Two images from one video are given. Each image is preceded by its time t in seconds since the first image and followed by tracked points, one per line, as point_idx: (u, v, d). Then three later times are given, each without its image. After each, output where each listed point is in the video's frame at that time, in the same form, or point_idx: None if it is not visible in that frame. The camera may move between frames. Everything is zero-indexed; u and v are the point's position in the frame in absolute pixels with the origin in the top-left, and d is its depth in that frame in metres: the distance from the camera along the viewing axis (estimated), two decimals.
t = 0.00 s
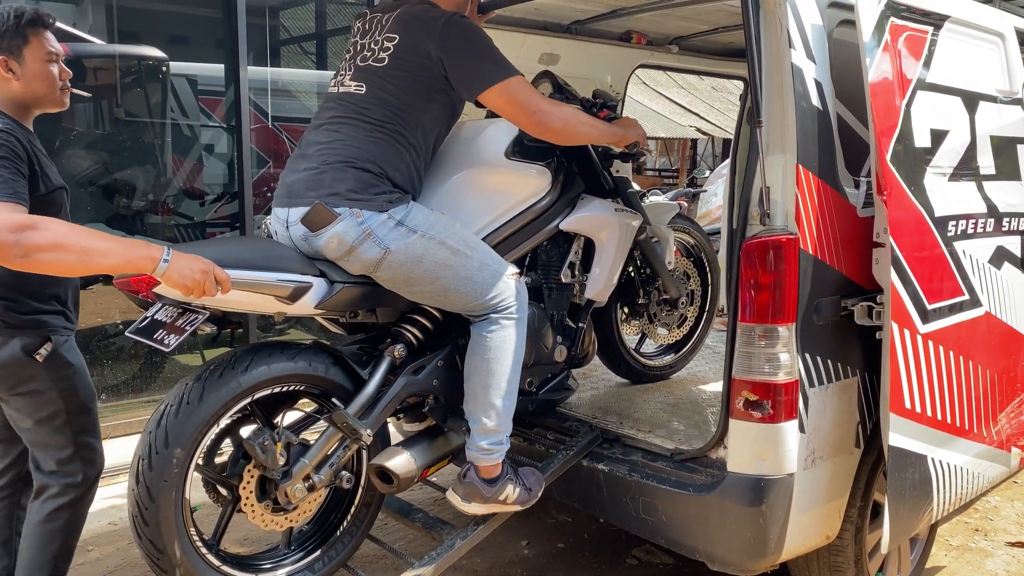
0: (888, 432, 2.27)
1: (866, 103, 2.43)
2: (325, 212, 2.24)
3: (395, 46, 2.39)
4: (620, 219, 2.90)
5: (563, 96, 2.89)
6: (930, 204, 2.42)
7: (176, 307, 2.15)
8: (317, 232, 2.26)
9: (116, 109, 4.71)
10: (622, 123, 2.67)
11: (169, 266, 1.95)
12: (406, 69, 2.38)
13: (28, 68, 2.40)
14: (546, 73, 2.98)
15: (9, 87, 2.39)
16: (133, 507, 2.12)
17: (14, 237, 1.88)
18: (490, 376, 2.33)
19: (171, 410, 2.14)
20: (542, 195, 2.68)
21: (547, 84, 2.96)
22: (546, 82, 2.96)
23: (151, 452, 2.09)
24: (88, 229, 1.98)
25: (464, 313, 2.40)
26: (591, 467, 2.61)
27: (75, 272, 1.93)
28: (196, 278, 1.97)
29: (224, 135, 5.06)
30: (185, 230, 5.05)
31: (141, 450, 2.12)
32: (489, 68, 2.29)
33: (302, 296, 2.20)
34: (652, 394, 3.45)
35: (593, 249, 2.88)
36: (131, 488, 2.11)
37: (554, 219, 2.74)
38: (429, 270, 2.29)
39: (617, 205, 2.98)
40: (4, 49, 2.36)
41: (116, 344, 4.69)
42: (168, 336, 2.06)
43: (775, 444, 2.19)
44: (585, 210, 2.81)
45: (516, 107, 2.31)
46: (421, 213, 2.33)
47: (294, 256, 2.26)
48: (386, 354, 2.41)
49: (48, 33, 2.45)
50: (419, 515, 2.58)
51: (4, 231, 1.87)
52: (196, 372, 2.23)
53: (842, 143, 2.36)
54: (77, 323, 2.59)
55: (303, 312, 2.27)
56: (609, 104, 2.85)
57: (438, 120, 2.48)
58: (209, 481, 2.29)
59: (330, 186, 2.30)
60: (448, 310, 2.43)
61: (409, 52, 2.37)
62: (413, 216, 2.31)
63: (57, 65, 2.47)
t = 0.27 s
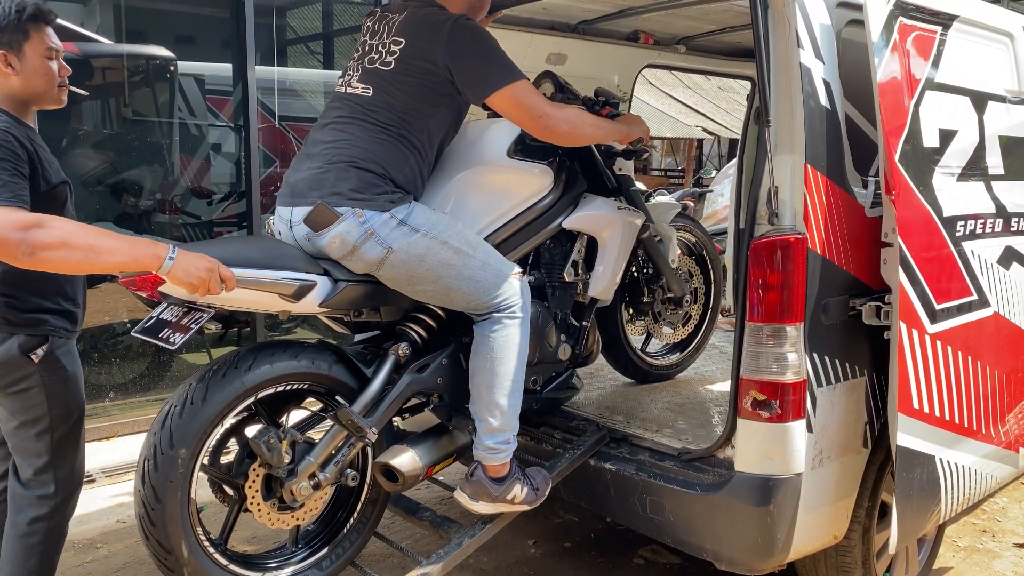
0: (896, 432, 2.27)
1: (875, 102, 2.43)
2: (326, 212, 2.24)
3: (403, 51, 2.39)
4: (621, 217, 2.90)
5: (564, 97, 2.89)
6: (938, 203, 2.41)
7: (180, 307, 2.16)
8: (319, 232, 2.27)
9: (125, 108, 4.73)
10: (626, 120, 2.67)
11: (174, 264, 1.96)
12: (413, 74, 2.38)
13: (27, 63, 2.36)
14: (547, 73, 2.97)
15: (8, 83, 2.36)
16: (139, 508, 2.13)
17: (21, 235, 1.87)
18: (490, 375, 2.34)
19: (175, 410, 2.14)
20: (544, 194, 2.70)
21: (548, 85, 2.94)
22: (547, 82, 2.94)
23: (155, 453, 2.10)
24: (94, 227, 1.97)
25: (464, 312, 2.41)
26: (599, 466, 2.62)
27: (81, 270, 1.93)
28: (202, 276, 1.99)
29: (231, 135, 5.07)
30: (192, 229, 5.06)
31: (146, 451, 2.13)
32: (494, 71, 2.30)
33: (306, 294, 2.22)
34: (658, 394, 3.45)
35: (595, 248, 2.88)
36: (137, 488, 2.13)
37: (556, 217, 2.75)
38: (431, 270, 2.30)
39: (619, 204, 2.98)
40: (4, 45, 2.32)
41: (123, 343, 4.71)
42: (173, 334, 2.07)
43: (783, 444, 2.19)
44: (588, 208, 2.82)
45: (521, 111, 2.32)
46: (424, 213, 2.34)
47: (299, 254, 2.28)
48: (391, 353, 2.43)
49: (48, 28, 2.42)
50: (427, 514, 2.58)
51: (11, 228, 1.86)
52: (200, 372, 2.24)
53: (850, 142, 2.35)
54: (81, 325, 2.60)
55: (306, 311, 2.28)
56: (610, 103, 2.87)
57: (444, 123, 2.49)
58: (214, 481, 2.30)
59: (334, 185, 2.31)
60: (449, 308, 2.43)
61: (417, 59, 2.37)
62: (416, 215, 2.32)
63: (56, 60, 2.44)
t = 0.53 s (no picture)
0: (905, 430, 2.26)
1: (886, 99, 2.42)
2: (324, 212, 2.25)
3: (403, 45, 2.41)
4: (620, 217, 2.89)
5: (563, 95, 2.88)
6: (948, 202, 2.40)
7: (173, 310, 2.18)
8: (315, 231, 2.27)
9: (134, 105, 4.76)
10: (626, 116, 2.66)
11: (164, 270, 1.99)
12: (413, 68, 2.39)
13: (34, 62, 2.37)
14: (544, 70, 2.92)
15: (13, 80, 2.38)
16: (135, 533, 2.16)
17: (9, 235, 1.91)
18: (489, 387, 2.34)
19: (156, 433, 2.15)
20: (542, 193, 2.70)
21: (546, 82, 2.89)
22: (545, 79, 2.89)
23: (142, 478, 2.12)
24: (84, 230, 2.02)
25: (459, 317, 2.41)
26: (607, 463, 2.62)
27: (67, 271, 1.97)
28: (190, 282, 2.01)
29: (240, 132, 5.09)
30: (200, 225, 5.08)
31: (133, 476, 2.15)
32: (492, 68, 2.31)
33: (298, 299, 2.23)
34: (665, 392, 3.46)
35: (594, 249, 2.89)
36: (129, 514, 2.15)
37: (554, 217, 2.75)
38: (426, 276, 2.30)
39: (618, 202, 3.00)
40: (13, 42, 2.34)
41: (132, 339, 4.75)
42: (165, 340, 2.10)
43: (792, 442, 2.19)
44: (587, 209, 2.83)
45: (518, 109, 2.33)
46: (421, 217, 2.34)
47: (288, 258, 2.30)
48: (386, 357, 2.45)
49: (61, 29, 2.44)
50: (436, 510, 2.59)
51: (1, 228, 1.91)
52: (180, 389, 2.25)
53: (862, 140, 2.35)
54: (86, 326, 2.61)
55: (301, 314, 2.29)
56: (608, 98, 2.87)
57: (445, 122, 2.47)
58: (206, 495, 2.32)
59: (334, 184, 2.30)
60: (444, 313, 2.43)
61: (417, 52, 2.38)
62: (413, 219, 2.32)
63: (66, 60, 2.46)
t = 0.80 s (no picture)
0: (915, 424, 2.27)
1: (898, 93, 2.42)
2: (327, 204, 2.26)
3: (406, 36, 2.42)
4: (624, 213, 2.92)
5: (567, 89, 2.89)
6: (961, 196, 2.40)
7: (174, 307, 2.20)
8: (319, 224, 2.28)
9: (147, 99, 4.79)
10: (627, 114, 2.71)
11: (163, 266, 2.01)
12: (417, 60, 2.39)
13: (48, 57, 2.39)
14: (549, 64, 2.94)
15: (26, 72, 2.40)
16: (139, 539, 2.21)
17: (7, 229, 1.91)
18: (490, 390, 2.38)
19: (150, 442, 2.17)
20: (547, 187, 2.74)
21: (551, 76, 2.91)
22: (549, 73, 2.91)
23: (140, 488, 2.15)
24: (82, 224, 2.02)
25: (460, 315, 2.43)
26: (616, 456, 2.63)
27: (65, 268, 1.97)
28: (190, 279, 2.03)
29: (251, 126, 5.14)
30: (212, 219, 5.14)
31: (131, 486, 2.18)
32: (494, 59, 2.31)
33: (299, 295, 2.25)
34: (674, 387, 3.46)
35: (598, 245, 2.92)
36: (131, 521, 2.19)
37: (558, 213, 2.79)
38: (427, 272, 2.31)
39: (623, 198, 3.02)
40: (28, 35, 2.36)
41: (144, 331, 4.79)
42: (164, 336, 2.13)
43: (802, 435, 2.20)
44: (591, 205, 2.85)
45: (519, 100, 2.34)
46: (425, 213, 2.35)
47: (290, 255, 2.32)
48: (387, 353, 2.47)
49: (79, 25, 2.46)
50: (446, 501, 2.61)
51: None
52: (171, 395, 2.26)
53: (874, 135, 2.35)
54: (93, 320, 2.61)
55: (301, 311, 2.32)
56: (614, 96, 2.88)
57: (448, 112, 2.48)
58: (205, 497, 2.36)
59: (338, 177, 2.31)
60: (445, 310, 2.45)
61: (420, 44, 2.38)
62: (417, 215, 2.33)
63: (81, 56, 2.48)
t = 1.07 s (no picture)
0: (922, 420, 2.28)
1: (908, 90, 2.42)
2: (333, 200, 2.28)
3: (412, 34, 2.44)
4: (630, 209, 2.93)
5: (572, 86, 2.92)
6: (970, 193, 2.40)
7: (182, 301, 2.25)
8: (325, 219, 2.31)
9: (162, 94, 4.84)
10: (631, 112, 2.71)
11: (169, 261, 2.03)
12: (423, 58, 2.42)
13: (68, 52, 2.44)
14: (554, 61, 2.98)
15: (48, 68, 2.45)
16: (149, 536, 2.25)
17: (18, 222, 1.94)
18: (492, 391, 2.41)
19: (155, 441, 2.21)
20: (552, 182, 2.76)
21: (557, 73, 2.94)
22: (556, 69, 2.94)
23: (148, 486, 2.19)
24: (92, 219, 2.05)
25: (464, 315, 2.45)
26: (625, 449, 2.66)
27: (75, 260, 2.00)
28: (195, 274, 2.05)
29: (264, 121, 5.19)
30: (226, 214, 5.19)
31: (139, 485, 2.22)
32: (497, 62, 2.33)
33: (306, 290, 2.30)
34: (683, 382, 3.48)
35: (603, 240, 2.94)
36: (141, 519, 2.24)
37: (564, 208, 2.82)
38: (431, 270, 2.34)
39: (630, 194, 3.03)
40: (49, 31, 2.40)
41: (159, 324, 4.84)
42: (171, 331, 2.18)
43: (809, 430, 2.21)
44: (596, 200, 2.88)
45: (519, 105, 2.34)
46: (430, 210, 2.37)
47: (297, 250, 2.35)
48: (393, 348, 2.51)
49: (98, 21, 2.49)
50: (456, 492, 2.64)
51: (9, 215, 1.94)
52: (175, 393, 2.30)
53: (884, 132, 2.36)
54: (112, 311, 2.67)
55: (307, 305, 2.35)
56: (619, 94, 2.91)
57: (453, 110, 2.51)
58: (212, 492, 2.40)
59: (345, 173, 2.34)
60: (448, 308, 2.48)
61: (426, 41, 2.41)
62: (422, 213, 2.35)
63: (100, 51, 2.52)
